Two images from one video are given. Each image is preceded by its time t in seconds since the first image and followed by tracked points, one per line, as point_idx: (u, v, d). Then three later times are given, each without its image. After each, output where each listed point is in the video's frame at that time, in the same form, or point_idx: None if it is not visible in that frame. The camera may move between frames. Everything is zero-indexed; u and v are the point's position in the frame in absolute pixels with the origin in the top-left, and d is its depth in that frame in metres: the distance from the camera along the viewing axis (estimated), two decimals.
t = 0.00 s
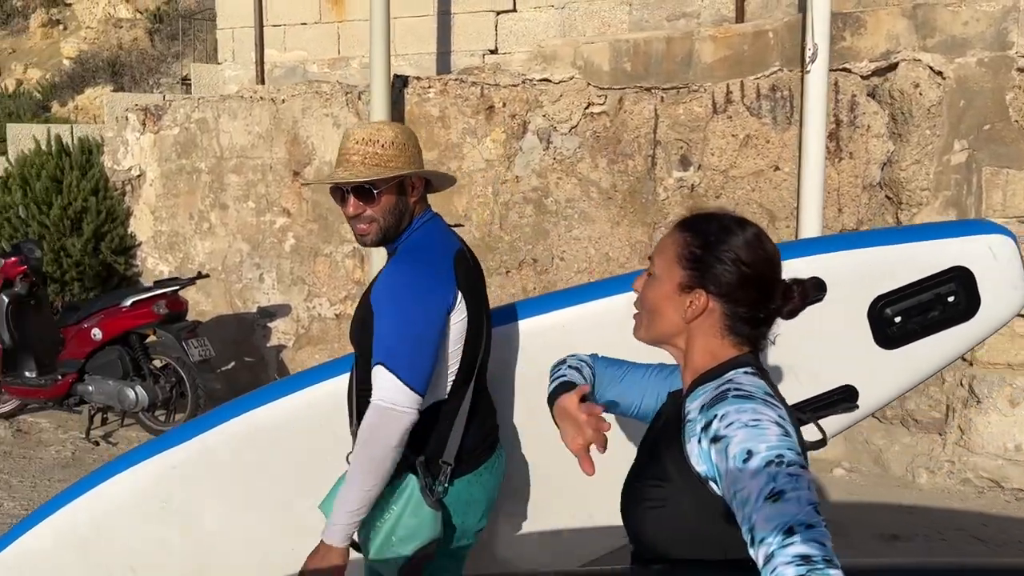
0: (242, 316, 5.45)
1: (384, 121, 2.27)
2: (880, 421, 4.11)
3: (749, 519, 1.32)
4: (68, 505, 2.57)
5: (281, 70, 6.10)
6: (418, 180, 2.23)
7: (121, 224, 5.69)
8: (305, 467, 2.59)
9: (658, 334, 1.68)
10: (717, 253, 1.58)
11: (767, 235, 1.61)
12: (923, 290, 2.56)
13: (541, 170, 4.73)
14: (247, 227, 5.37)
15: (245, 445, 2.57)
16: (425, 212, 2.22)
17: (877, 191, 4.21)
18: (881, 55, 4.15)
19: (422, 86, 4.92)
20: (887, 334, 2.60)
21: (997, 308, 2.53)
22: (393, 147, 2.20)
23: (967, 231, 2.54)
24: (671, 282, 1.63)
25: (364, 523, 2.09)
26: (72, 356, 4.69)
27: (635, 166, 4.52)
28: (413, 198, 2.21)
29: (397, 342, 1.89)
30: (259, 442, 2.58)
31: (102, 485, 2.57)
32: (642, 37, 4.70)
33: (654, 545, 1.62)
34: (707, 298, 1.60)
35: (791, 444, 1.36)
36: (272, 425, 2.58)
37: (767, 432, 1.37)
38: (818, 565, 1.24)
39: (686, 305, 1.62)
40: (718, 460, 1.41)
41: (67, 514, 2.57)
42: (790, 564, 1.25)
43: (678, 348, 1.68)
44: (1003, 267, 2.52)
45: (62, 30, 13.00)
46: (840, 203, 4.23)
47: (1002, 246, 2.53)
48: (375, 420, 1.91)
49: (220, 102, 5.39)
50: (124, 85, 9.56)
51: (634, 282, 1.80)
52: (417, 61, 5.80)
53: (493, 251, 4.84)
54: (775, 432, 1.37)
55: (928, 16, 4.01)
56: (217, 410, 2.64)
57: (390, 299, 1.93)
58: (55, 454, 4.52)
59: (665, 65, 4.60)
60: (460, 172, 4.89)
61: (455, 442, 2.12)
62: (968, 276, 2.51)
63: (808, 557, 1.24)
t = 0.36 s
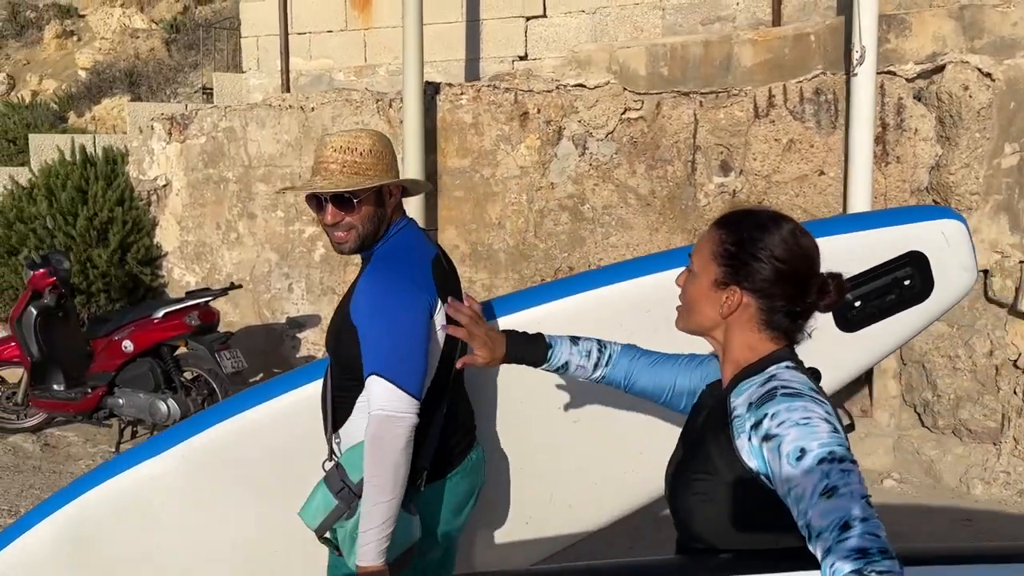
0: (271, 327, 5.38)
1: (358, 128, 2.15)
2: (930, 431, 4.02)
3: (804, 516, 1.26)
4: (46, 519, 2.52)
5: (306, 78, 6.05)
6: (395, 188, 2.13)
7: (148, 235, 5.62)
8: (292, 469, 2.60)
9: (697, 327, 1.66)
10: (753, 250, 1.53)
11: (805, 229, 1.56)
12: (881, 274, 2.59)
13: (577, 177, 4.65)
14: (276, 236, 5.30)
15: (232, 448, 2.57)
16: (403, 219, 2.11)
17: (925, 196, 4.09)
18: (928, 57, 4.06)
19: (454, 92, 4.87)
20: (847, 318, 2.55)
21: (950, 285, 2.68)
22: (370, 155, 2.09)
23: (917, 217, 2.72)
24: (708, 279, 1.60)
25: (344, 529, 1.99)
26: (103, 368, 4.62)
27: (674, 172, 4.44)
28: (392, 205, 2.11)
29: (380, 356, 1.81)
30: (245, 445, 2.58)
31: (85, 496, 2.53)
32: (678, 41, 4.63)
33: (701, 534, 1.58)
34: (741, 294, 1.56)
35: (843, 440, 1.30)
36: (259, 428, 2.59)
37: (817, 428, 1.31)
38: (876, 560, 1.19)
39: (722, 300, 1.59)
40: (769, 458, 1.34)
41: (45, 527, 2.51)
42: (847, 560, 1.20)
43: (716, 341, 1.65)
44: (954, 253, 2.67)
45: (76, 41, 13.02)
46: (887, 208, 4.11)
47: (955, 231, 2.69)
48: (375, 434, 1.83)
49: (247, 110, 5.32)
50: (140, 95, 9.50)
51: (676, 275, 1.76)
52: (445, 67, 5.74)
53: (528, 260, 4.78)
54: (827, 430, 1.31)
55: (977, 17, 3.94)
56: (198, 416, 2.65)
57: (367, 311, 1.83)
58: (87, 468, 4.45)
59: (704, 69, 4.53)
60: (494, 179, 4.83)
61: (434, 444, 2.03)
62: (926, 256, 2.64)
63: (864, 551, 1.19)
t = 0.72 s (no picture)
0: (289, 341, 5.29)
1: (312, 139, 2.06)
2: (971, 445, 3.91)
3: (822, 535, 1.24)
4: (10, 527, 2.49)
5: (322, 88, 5.99)
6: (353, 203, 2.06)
7: (163, 248, 5.53)
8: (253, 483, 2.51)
9: (700, 343, 1.61)
10: (753, 266, 1.49)
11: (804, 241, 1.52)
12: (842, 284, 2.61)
13: (603, 187, 4.56)
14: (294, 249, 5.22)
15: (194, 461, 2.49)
16: (363, 234, 2.04)
17: (963, 204, 3.96)
18: (963, 63, 3.96)
19: (476, 102, 4.80)
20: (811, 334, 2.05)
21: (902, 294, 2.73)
22: (332, 168, 2.01)
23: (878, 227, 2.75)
24: (710, 296, 1.56)
25: (296, 552, 1.95)
26: (120, 385, 4.53)
27: (704, 181, 4.35)
28: (352, 219, 2.04)
29: (319, 383, 1.73)
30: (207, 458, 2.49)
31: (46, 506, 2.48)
32: (705, 48, 4.55)
33: (716, 555, 1.45)
34: (743, 310, 1.52)
35: (857, 456, 1.28)
36: (220, 440, 2.49)
37: (831, 445, 1.28)
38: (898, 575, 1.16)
39: (724, 316, 1.54)
40: (783, 476, 1.31)
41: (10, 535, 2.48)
42: None
43: (719, 357, 1.60)
44: (912, 259, 2.72)
45: (83, 53, 12.99)
46: (924, 217, 4.01)
47: (912, 240, 2.73)
48: (269, 449, 1.76)
49: (264, 121, 5.25)
50: (149, 107, 9.42)
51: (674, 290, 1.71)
52: (464, 77, 5.67)
53: (553, 272, 4.70)
54: (840, 446, 1.29)
55: (1013, 22, 3.84)
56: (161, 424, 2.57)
57: (312, 336, 1.74)
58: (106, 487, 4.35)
59: (732, 76, 4.45)
60: (517, 190, 4.75)
61: (390, 468, 1.99)
62: (886, 266, 2.66)
63: (886, 567, 1.16)
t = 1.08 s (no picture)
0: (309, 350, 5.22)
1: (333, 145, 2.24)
2: (1011, 454, 3.84)
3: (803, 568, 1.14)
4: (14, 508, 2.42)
5: (340, 95, 5.95)
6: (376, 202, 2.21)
7: (180, 257, 5.48)
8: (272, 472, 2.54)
9: (671, 372, 1.52)
10: (722, 292, 1.40)
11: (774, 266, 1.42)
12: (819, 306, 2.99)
13: (630, 194, 4.50)
14: (314, 257, 5.16)
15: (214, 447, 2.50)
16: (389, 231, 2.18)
17: (1000, 209, 3.89)
18: (997, 66, 3.90)
19: (499, 108, 4.74)
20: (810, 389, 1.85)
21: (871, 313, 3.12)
22: (357, 165, 2.18)
23: (850, 253, 3.17)
24: (678, 322, 1.47)
25: (328, 546, 1.91)
26: (141, 396, 4.45)
27: (733, 186, 4.29)
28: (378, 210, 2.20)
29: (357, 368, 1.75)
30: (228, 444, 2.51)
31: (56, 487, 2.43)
32: (733, 52, 4.50)
33: None
34: (710, 337, 1.43)
35: (838, 484, 1.19)
36: (241, 427, 2.52)
37: (810, 472, 1.20)
38: None
39: (692, 344, 1.46)
40: (762, 507, 1.22)
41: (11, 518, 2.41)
42: None
43: (693, 387, 1.51)
44: (876, 286, 3.16)
45: (91, 63, 12.98)
46: (959, 222, 3.95)
47: (876, 267, 3.17)
48: (319, 440, 1.76)
49: (283, 129, 5.20)
50: (159, 115, 9.35)
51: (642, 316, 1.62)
52: (483, 83, 5.62)
53: (578, 279, 4.62)
54: (820, 472, 1.20)
55: None
56: (177, 411, 2.58)
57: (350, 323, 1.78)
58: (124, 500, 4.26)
59: (761, 80, 4.40)
60: (541, 196, 4.68)
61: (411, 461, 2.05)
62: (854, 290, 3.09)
63: None
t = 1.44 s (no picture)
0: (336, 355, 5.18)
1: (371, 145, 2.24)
2: None
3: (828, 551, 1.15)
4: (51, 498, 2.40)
5: (363, 99, 5.93)
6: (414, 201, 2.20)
7: (204, 262, 5.44)
8: (309, 466, 2.59)
9: (685, 367, 1.52)
10: (732, 286, 1.41)
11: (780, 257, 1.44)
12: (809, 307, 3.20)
13: (663, 197, 4.45)
14: (340, 262, 5.12)
15: (255, 439, 2.55)
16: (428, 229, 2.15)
17: None
18: None
19: (529, 110, 4.69)
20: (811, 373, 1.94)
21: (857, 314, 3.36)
22: (399, 162, 2.18)
23: (838, 260, 3.39)
24: (686, 318, 1.48)
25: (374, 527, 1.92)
26: (172, 403, 4.37)
27: (770, 189, 4.24)
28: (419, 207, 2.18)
29: (417, 352, 1.77)
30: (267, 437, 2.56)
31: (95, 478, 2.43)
32: (768, 53, 4.46)
33: None
34: (720, 329, 1.43)
35: (860, 469, 1.20)
36: (284, 419, 2.57)
37: (834, 458, 1.20)
38: None
39: (700, 339, 1.46)
40: (783, 492, 1.22)
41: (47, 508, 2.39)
42: None
43: (706, 381, 1.51)
44: (862, 290, 3.39)
45: (101, 68, 12.93)
46: (1002, 225, 3.90)
47: (861, 273, 3.40)
48: (417, 424, 1.75)
49: (309, 132, 5.17)
50: (173, 120, 9.27)
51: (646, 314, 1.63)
52: (509, 86, 5.58)
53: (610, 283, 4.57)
54: (843, 459, 1.21)
55: None
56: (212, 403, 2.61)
57: (401, 309, 1.79)
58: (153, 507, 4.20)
59: (796, 82, 4.35)
60: (573, 200, 4.63)
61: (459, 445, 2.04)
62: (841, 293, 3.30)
63: None
